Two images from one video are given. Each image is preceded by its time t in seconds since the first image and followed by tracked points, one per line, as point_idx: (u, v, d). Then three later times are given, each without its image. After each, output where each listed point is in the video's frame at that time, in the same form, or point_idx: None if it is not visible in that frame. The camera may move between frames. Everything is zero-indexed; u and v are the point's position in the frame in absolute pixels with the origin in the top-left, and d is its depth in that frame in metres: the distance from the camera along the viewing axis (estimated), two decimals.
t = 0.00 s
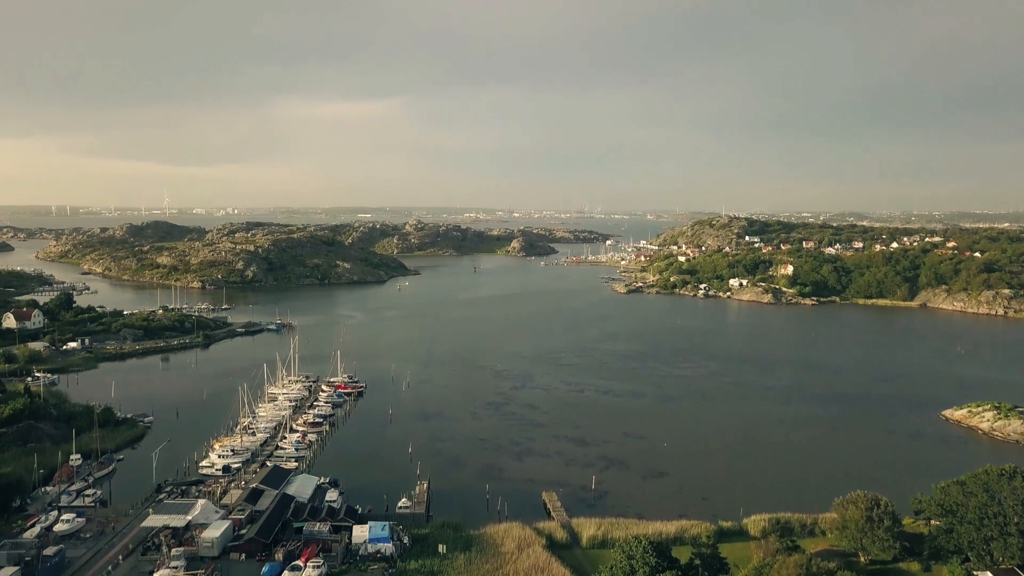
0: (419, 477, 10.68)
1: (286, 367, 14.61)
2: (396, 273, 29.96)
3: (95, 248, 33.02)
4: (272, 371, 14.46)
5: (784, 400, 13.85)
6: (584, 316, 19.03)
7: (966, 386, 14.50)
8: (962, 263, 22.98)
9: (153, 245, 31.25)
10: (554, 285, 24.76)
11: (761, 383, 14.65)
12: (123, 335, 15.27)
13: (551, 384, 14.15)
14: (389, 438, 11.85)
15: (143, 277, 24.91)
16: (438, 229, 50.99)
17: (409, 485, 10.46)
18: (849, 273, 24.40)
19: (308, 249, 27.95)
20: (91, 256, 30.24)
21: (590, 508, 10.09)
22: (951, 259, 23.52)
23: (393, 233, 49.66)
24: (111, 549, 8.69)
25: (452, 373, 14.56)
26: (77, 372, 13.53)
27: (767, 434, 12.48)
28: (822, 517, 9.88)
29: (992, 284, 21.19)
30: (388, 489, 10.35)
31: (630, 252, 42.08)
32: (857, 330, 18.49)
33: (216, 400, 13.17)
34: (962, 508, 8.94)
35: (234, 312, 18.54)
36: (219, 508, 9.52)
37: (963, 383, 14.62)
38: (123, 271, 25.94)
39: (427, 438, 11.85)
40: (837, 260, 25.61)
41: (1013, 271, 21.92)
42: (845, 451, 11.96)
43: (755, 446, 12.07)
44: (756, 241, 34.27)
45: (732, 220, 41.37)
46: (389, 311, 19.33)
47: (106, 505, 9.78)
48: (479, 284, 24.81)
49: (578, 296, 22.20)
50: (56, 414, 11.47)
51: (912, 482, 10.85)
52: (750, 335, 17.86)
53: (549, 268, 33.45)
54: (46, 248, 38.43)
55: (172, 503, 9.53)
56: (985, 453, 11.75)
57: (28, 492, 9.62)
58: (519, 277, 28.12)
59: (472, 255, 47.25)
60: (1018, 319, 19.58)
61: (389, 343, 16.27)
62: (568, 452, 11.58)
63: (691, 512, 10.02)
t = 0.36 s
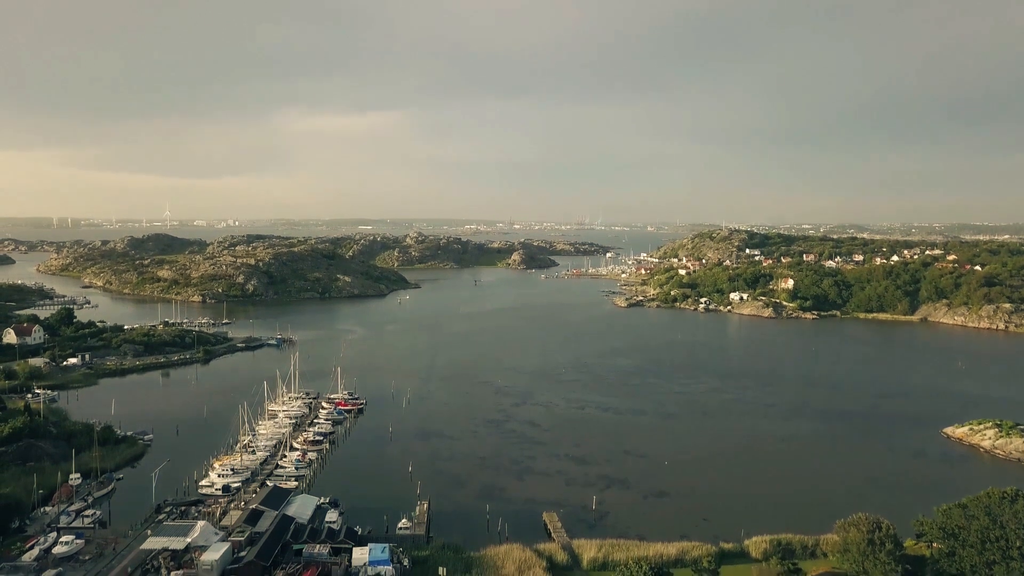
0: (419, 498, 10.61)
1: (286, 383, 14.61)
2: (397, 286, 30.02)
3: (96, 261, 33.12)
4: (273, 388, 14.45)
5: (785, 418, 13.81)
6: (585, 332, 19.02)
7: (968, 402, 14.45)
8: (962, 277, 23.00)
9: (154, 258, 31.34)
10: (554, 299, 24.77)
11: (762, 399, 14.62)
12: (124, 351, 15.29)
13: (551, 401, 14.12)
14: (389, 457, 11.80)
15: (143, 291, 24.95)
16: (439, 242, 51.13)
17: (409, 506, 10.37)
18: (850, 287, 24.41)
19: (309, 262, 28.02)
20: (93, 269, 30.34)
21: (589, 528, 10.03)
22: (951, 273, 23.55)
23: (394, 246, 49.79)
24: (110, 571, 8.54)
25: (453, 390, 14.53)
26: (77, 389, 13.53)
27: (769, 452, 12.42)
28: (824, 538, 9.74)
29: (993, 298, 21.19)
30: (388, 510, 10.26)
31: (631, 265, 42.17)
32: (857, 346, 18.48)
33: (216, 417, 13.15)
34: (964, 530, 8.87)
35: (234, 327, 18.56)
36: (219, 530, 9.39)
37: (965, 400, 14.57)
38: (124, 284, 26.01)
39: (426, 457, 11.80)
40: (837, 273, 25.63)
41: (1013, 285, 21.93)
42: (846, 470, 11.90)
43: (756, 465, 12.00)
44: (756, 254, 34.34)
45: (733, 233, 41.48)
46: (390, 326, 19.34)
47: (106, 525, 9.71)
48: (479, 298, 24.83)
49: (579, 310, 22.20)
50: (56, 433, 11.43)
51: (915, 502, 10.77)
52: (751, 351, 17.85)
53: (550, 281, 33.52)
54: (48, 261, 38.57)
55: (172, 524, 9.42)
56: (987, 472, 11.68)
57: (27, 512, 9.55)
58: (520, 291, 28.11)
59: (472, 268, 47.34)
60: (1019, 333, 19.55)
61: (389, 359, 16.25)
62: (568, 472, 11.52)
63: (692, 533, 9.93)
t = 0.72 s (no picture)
0: (419, 516, 10.51)
1: (286, 400, 14.59)
2: (397, 299, 30.04)
3: (97, 274, 33.19)
4: (273, 404, 14.43)
5: (786, 435, 13.73)
6: (585, 347, 18.99)
7: (971, 418, 14.39)
8: (963, 291, 23.02)
9: (155, 271, 31.40)
10: (555, 313, 24.77)
11: (763, 416, 14.56)
12: (124, 366, 15.30)
13: (552, 418, 14.06)
14: (388, 475, 11.72)
15: (144, 304, 24.97)
16: (440, 254, 51.22)
17: (409, 526, 10.26)
18: (851, 301, 24.42)
19: (310, 275, 28.05)
20: (94, 282, 30.40)
21: (592, 548, 9.84)
22: (951, 287, 23.57)
23: (395, 258, 49.86)
24: None
25: (453, 406, 14.48)
26: (77, 405, 13.51)
27: (770, 471, 12.33)
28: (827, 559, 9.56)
29: (994, 312, 21.17)
30: (388, 530, 10.14)
31: (631, 277, 42.21)
32: (858, 361, 18.44)
33: (216, 434, 13.11)
34: (967, 554, 8.77)
35: (235, 341, 18.57)
36: (219, 551, 9.25)
37: (967, 416, 14.50)
38: (125, 297, 26.06)
39: (426, 475, 11.71)
40: (838, 286, 25.64)
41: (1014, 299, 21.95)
42: (850, 488, 11.80)
43: (759, 483, 11.89)
44: (756, 267, 34.38)
45: (733, 245, 41.55)
46: (391, 340, 19.34)
47: (105, 545, 9.62)
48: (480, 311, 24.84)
49: (579, 324, 22.18)
50: (56, 451, 11.39)
51: (920, 521, 10.65)
52: (752, 366, 17.82)
53: (550, 294, 33.55)
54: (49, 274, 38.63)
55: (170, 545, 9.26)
56: (991, 490, 11.58)
57: (26, 532, 9.46)
58: (521, 304, 28.10)
59: (473, 280, 47.37)
60: (1020, 347, 19.51)
61: (389, 375, 16.22)
62: (569, 490, 11.41)
63: (694, 553, 9.77)
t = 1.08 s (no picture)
0: (419, 531, 10.41)
1: (286, 412, 14.59)
2: (398, 307, 30.05)
3: (98, 282, 33.22)
4: (273, 416, 14.40)
5: (788, 448, 13.67)
6: (586, 357, 18.96)
7: (973, 431, 14.32)
8: (964, 300, 23.03)
9: (156, 280, 31.47)
10: (556, 322, 24.78)
11: (764, 429, 14.51)
12: (125, 377, 15.31)
13: (552, 431, 14.03)
14: (388, 489, 11.64)
15: (145, 313, 25.00)
16: (441, 262, 51.25)
17: (409, 540, 10.17)
18: (851, 310, 24.43)
19: (311, 284, 28.08)
20: (95, 290, 30.47)
21: (593, 563, 9.74)
22: (952, 297, 23.57)
23: (395, 266, 49.88)
24: None
25: (453, 418, 14.46)
26: (77, 417, 13.50)
27: (773, 485, 12.26)
28: None
29: (994, 322, 21.15)
30: (388, 544, 10.05)
31: (632, 285, 42.23)
32: (859, 372, 18.42)
33: (216, 446, 13.09)
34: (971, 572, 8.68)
35: (235, 352, 18.58)
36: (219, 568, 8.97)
37: (968, 428, 14.46)
38: (126, 306, 26.11)
39: (426, 489, 11.65)
40: (839, 296, 25.65)
41: (1015, 309, 21.96)
42: (852, 503, 11.71)
43: (761, 497, 11.82)
44: (757, 275, 34.40)
45: (734, 253, 41.58)
46: (391, 351, 19.34)
47: (105, 561, 9.54)
48: (480, 321, 24.85)
49: (580, 334, 22.18)
50: (56, 466, 11.34)
51: (924, 536, 10.55)
52: (752, 377, 17.80)
53: (551, 303, 33.58)
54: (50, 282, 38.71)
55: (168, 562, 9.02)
56: (994, 504, 11.48)
57: (26, 548, 9.38)
58: (521, 313, 28.10)
59: (474, 289, 47.42)
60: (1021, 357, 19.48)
61: (390, 387, 16.19)
62: (569, 504, 11.34)
63: (696, 568, 9.68)
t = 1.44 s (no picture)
0: (419, 541, 10.39)
1: (286, 419, 14.60)
2: (397, 312, 30.06)
3: (97, 287, 33.20)
4: (272, 424, 14.41)
5: (788, 456, 13.67)
6: (585, 363, 18.99)
7: (972, 438, 14.33)
8: (963, 304, 23.08)
9: (155, 284, 31.47)
10: (555, 327, 24.79)
11: (764, 436, 14.52)
12: (124, 384, 15.33)
13: (552, 438, 14.04)
14: (388, 498, 11.63)
15: (144, 318, 25.01)
16: (440, 266, 51.22)
17: (409, 550, 10.14)
18: (851, 315, 24.47)
19: (310, 288, 28.09)
20: (95, 294, 30.47)
21: (593, 573, 9.71)
22: (951, 301, 23.62)
23: (395, 270, 49.85)
24: None
25: (453, 426, 14.48)
26: (77, 424, 13.50)
27: (773, 493, 12.26)
28: None
29: (993, 326, 21.19)
30: (388, 554, 10.02)
31: (632, 289, 42.25)
32: (858, 378, 18.45)
33: (216, 454, 13.10)
34: None
35: (235, 357, 18.59)
36: None
37: (967, 435, 14.47)
38: (125, 310, 26.13)
39: (426, 498, 11.64)
40: (838, 300, 25.69)
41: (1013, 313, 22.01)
42: (852, 511, 11.72)
43: (761, 506, 11.81)
44: (757, 279, 34.43)
45: (733, 256, 41.63)
46: (391, 356, 19.36)
47: (104, 571, 9.49)
48: (480, 325, 24.86)
49: (580, 340, 22.19)
50: (55, 475, 11.31)
51: (924, 545, 10.54)
52: (752, 383, 17.83)
53: (550, 307, 33.59)
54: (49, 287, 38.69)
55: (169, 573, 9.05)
56: (993, 512, 11.49)
57: (25, 559, 9.31)
58: (520, 318, 28.11)
59: (473, 293, 47.41)
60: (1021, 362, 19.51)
61: (389, 393, 16.21)
62: (569, 513, 11.34)
63: None
